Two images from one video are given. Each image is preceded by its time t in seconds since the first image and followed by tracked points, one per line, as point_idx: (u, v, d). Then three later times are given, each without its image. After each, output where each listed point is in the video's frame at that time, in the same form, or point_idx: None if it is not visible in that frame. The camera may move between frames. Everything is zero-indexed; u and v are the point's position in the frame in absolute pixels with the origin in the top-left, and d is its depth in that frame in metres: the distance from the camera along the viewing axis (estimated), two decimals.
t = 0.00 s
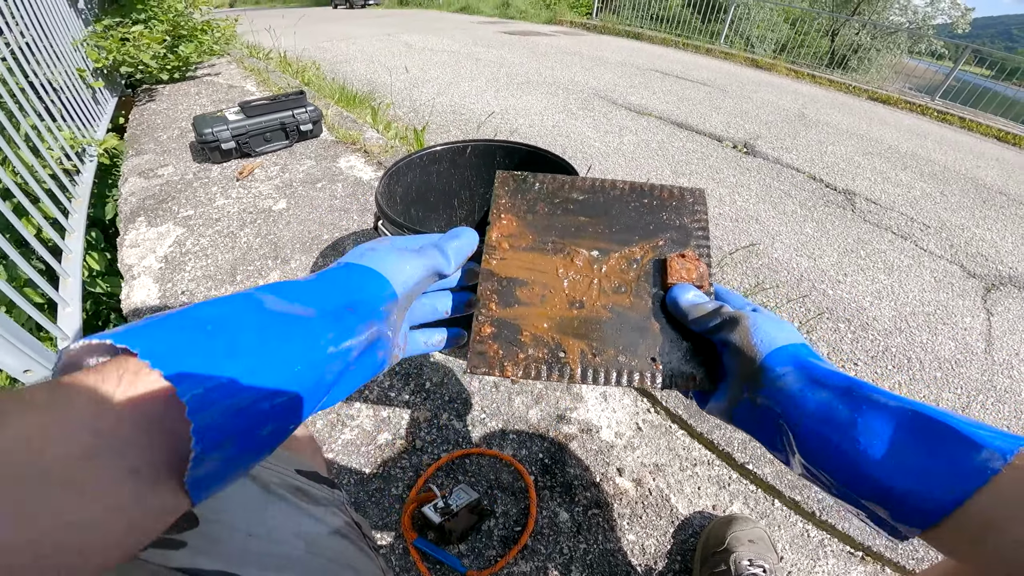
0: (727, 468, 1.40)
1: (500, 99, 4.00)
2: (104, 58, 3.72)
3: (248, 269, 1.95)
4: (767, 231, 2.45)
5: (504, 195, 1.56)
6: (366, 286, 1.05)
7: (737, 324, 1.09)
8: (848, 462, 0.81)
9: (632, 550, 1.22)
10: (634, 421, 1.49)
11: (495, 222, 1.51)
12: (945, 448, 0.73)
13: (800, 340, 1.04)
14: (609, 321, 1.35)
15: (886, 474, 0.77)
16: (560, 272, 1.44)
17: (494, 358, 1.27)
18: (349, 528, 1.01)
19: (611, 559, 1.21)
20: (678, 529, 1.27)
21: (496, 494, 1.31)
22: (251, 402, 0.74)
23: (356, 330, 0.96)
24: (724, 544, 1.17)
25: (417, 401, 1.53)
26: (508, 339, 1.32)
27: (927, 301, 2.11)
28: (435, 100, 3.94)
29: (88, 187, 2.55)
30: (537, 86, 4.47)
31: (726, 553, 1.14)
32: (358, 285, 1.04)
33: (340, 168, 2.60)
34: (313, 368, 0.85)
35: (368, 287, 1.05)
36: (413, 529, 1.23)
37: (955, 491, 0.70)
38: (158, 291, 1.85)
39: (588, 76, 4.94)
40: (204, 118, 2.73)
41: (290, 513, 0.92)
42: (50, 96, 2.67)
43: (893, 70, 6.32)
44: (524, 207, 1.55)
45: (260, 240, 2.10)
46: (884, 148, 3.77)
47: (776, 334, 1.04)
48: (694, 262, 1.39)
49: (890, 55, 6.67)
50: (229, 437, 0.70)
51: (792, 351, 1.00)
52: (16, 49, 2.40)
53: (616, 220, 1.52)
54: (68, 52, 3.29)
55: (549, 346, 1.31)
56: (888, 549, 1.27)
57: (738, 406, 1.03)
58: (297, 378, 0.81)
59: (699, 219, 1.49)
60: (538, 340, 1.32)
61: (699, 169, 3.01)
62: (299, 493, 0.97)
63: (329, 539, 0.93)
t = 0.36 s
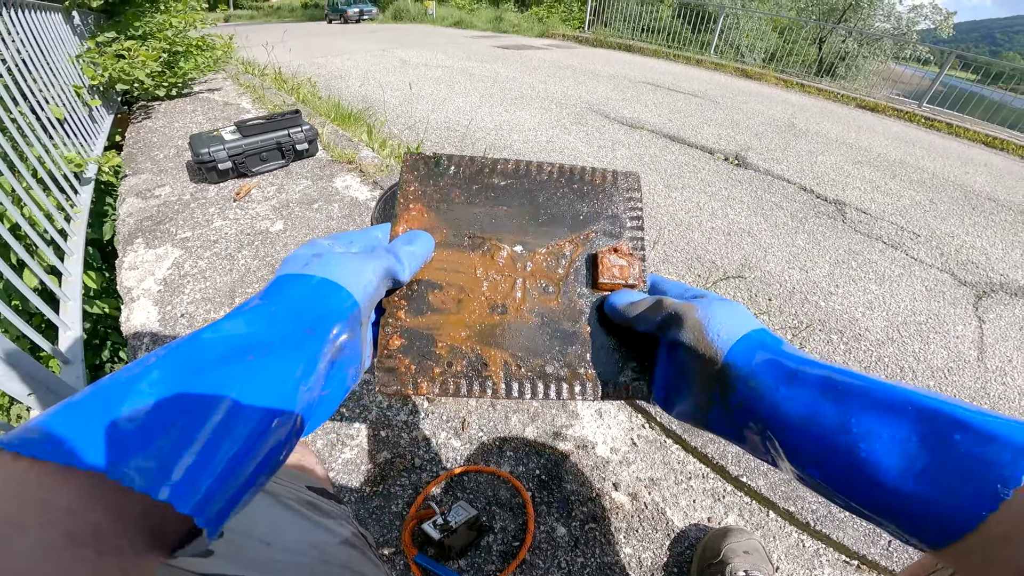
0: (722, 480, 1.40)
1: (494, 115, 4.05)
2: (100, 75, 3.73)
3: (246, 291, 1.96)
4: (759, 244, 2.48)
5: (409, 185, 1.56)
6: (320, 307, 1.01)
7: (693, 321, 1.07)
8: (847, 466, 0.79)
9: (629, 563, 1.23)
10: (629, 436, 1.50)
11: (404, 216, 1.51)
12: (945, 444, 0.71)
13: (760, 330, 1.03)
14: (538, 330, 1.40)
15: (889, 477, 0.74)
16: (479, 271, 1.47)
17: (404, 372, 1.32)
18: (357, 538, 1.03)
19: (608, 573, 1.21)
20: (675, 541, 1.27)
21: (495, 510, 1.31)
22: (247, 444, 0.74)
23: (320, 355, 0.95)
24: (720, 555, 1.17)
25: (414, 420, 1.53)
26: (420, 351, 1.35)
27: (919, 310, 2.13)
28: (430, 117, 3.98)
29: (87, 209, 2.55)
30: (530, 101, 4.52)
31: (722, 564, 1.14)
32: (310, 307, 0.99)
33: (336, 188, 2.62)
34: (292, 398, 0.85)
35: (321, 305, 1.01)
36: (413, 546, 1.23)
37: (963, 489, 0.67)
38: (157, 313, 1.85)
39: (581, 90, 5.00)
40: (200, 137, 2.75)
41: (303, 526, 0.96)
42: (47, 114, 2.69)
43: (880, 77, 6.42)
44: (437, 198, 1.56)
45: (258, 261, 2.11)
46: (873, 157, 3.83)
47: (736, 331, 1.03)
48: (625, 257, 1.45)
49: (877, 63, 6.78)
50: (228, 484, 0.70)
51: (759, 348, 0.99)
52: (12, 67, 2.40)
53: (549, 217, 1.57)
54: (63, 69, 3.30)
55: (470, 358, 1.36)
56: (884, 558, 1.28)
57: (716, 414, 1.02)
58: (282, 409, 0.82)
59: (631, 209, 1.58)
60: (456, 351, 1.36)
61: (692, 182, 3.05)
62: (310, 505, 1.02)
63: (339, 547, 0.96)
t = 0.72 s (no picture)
0: (727, 486, 1.40)
1: (490, 120, 4.05)
2: (93, 82, 3.71)
3: (243, 300, 1.94)
4: (757, 246, 2.48)
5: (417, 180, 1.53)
6: (346, 302, 0.96)
7: (710, 314, 1.03)
8: (837, 481, 0.79)
9: (635, 571, 1.21)
10: (632, 443, 1.49)
11: (419, 207, 1.50)
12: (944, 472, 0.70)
13: (779, 328, 0.98)
14: (560, 322, 1.40)
15: (876, 500, 0.75)
16: (499, 262, 1.46)
17: (428, 369, 1.31)
18: (368, 544, 1.06)
19: None
20: (680, 548, 1.26)
21: (498, 518, 1.30)
22: (264, 453, 0.72)
23: (343, 355, 0.91)
24: (725, 562, 1.17)
25: (415, 429, 1.52)
26: (442, 346, 1.34)
27: (919, 311, 2.13)
28: (426, 123, 3.98)
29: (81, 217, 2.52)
30: (526, 105, 4.53)
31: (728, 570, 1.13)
32: (335, 302, 0.94)
33: (332, 196, 2.60)
34: (312, 405, 0.82)
35: (345, 301, 0.96)
36: (416, 556, 1.21)
37: (949, 525, 0.68)
38: (153, 324, 1.83)
39: (576, 94, 5.02)
40: (194, 145, 2.74)
41: (317, 531, 0.97)
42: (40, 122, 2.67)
43: (873, 78, 6.46)
44: (452, 187, 1.55)
45: (255, 270, 2.10)
46: (868, 157, 3.85)
47: (754, 328, 0.98)
48: (648, 243, 1.44)
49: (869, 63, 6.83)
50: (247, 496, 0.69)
51: (775, 347, 0.94)
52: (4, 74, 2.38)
53: (565, 206, 1.56)
54: (55, 75, 3.27)
55: (493, 351, 1.35)
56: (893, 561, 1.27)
57: (719, 411, 1.01)
58: (301, 418, 0.79)
59: (649, 194, 1.59)
60: (479, 345, 1.36)
61: (689, 185, 3.06)
62: (322, 511, 1.03)
63: (349, 551, 0.98)
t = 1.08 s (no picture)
0: (735, 486, 1.40)
1: (488, 122, 4.05)
2: (88, 86, 3.69)
3: (244, 304, 1.93)
4: (758, 246, 2.48)
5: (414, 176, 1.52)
6: (335, 296, 0.95)
7: (719, 305, 1.03)
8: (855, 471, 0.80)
9: (644, 572, 1.21)
10: (639, 444, 1.48)
11: (416, 199, 1.49)
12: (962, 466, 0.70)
13: (791, 318, 0.99)
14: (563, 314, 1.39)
15: (897, 492, 0.75)
16: (499, 253, 1.46)
17: (428, 366, 1.30)
18: (389, 542, 1.06)
19: None
20: (691, 549, 1.26)
21: (507, 522, 1.29)
22: (238, 450, 0.70)
23: (331, 352, 0.89)
24: (736, 561, 1.17)
25: (420, 432, 1.51)
26: (442, 343, 1.33)
27: (920, 309, 2.14)
28: (424, 125, 3.97)
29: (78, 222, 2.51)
30: (524, 107, 4.53)
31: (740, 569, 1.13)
32: (324, 297, 0.93)
33: (332, 199, 2.59)
34: (295, 402, 0.80)
35: (335, 295, 0.95)
36: (425, 561, 1.21)
37: (974, 519, 0.67)
38: (153, 329, 1.82)
39: (573, 95, 5.03)
40: (192, 148, 2.73)
41: (337, 529, 0.99)
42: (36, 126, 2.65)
43: (868, 77, 6.50)
44: (448, 177, 1.55)
45: (255, 275, 2.09)
46: (864, 156, 3.86)
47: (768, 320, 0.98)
48: (650, 232, 1.45)
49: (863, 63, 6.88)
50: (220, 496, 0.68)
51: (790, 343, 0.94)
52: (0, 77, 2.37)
53: (565, 197, 1.56)
54: (50, 79, 3.26)
55: (496, 346, 1.34)
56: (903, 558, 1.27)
57: (727, 403, 1.01)
58: (281, 415, 0.77)
59: (650, 181, 1.59)
60: (481, 339, 1.35)
61: (689, 185, 3.06)
62: (337, 509, 1.03)
63: (369, 549, 0.99)
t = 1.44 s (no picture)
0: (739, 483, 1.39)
1: (486, 123, 4.06)
2: (86, 89, 3.69)
3: (244, 305, 1.93)
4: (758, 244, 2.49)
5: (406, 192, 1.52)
6: (342, 303, 0.94)
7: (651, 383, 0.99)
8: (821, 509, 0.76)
9: (649, 570, 1.21)
10: (642, 442, 1.48)
11: (405, 213, 1.48)
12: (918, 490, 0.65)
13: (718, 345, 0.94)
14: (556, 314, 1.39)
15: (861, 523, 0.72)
16: (492, 263, 1.46)
17: (433, 375, 1.29)
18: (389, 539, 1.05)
19: None
20: (695, 546, 1.26)
21: (510, 521, 1.29)
22: (243, 452, 0.69)
23: (340, 358, 0.88)
24: (741, 557, 1.17)
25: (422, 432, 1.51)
26: (445, 352, 1.33)
27: (920, 306, 2.15)
28: (423, 127, 3.98)
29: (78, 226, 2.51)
30: (522, 108, 4.54)
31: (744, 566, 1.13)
32: (329, 304, 0.92)
33: (332, 201, 2.59)
34: (306, 406, 0.79)
35: (343, 302, 0.94)
36: (428, 561, 1.21)
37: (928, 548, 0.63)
38: (154, 331, 1.82)
39: (571, 96, 5.03)
40: (191, 151, 2.73)
41: (340, 527, 1.00)
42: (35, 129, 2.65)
43: (864, 76, 6.52)
44: (436, 192, 1.55)
45: (256, 276, 2.08)
46: (862, 155, 3.88)
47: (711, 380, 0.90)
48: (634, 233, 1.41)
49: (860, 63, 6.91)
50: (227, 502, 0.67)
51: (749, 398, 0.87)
52: None
53: (558, 202, 1.57)
54: (48, 82, 3.25)
55: (497, 351, 1.34)
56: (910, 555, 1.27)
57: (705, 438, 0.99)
58: (293, 418, 0.76)
59: (627, 190, 1.59)
60: (478, 347, 1.35)
61: (687, 185, 3.07)
62: (340, 509, 1.03)
63: (371, 547, 0.99)
